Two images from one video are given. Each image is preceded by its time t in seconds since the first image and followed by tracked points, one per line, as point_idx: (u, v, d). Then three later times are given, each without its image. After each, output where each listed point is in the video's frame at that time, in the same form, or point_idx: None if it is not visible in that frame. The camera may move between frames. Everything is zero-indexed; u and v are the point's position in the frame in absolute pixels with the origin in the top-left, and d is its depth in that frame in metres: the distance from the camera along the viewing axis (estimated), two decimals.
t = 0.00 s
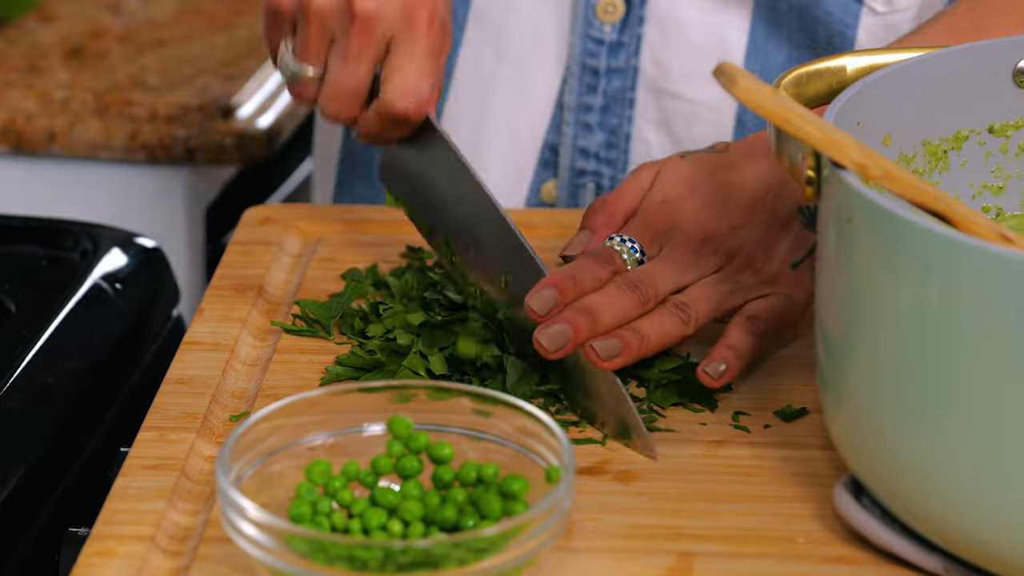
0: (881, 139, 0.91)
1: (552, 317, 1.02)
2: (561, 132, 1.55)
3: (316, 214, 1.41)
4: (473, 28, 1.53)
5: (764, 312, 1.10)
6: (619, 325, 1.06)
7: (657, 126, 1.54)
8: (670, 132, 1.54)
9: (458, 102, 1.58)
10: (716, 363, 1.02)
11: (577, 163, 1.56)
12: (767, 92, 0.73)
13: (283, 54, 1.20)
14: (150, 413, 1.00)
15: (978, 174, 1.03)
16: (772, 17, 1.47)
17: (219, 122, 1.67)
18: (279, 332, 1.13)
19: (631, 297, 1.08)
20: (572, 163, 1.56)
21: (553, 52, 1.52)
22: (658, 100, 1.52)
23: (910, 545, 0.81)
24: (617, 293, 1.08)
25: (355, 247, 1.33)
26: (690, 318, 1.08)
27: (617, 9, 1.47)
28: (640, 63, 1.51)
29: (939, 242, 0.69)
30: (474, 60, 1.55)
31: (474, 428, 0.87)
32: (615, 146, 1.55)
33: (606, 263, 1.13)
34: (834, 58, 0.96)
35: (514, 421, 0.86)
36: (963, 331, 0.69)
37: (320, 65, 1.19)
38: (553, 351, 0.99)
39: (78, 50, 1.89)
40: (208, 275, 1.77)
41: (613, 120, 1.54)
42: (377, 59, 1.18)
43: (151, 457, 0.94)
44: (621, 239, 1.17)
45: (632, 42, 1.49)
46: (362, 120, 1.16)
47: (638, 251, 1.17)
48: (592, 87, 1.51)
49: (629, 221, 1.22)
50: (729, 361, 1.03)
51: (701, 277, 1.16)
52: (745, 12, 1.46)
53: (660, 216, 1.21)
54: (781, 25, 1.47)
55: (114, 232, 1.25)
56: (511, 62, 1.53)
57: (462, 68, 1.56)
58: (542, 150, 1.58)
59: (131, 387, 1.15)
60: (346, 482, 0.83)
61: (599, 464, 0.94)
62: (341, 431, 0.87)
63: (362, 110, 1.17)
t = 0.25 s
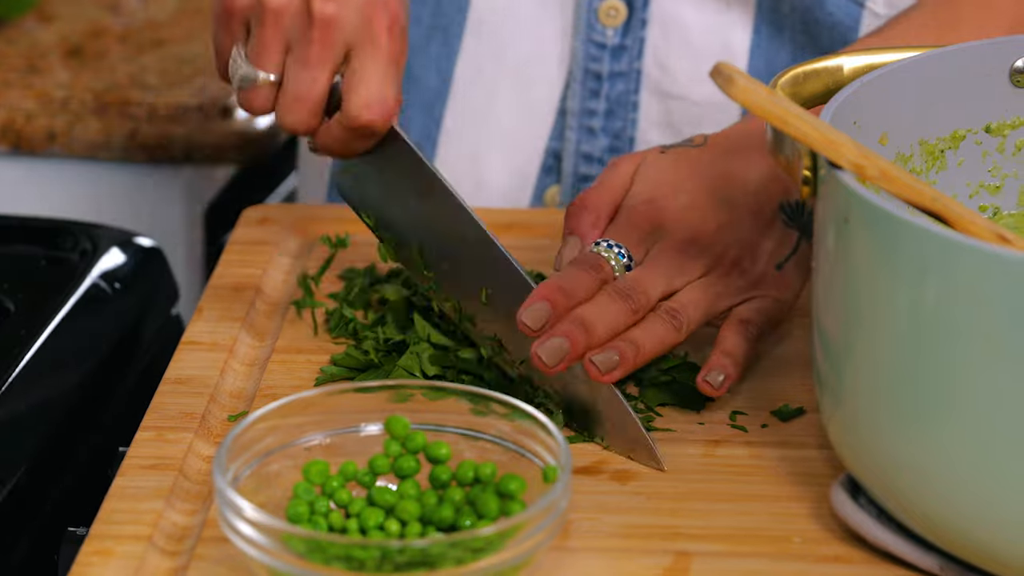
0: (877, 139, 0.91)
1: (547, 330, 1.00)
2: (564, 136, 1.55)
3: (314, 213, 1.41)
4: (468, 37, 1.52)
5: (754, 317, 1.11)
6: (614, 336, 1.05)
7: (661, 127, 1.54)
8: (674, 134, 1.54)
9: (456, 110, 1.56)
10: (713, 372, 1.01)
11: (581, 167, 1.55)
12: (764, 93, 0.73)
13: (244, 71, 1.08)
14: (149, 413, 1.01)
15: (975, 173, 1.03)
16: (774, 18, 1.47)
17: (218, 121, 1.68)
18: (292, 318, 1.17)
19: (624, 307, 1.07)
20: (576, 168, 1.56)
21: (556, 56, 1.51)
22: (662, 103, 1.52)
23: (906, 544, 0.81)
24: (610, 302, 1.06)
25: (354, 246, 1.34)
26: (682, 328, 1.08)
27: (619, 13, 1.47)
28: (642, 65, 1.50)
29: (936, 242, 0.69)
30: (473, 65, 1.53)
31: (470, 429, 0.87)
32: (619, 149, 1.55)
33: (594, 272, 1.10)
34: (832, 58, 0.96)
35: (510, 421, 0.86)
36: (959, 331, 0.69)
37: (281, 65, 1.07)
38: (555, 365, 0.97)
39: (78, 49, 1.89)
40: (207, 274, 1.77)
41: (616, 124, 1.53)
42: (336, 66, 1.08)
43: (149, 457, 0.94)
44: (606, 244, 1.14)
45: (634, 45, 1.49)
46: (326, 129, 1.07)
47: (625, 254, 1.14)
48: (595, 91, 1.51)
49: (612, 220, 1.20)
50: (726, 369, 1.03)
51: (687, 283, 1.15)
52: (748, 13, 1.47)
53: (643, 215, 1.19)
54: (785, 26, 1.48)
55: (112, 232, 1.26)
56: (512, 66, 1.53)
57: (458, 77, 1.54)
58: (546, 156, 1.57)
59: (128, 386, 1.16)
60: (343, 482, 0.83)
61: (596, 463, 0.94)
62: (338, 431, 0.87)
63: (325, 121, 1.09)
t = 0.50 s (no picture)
0: (879, 137, 0.91)
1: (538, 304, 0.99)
2: (573, 135, 1.54)
3: (316, 213, 1.41)
4: (480, 30, 1.51)
5: (755, 326, 1.09)
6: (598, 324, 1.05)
7: (670, 127, 1.52)
8: (684, 135, 1.52)
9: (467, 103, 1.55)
10: (700, 373, 1.01)
11: (590, 166, 1.54)
12: (766, 92, 0.73)
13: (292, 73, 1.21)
14: (150, 412, 1.01)
15: (977, 172, 1.03)
16: (780, 17, 1.46)
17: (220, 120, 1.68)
18: (266, 337, 1.13)
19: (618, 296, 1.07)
20: (585, 166, 1.55)
21: (564, 55, 1.51)
22: (669, 102, 1.51)
23: (908, 543, 0.81)
24: (603, 291, 1.07)
25: (355, 245, 1.33)
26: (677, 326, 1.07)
27: (627, 11, 1.46)
28: (650, 64, 1.49)
29: (937, 242, 0.69)
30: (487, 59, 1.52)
31: (473, 428, 0.87)
32: (627, 149, 1.54)
33: (595, 262, 1.13)
34: (834, 56, 0.96)
35: (513, 420, 0.86)
36: (960, 330, 0.69)
37: (328, 83, 1.19)
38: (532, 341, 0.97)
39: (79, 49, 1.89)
40: (208, 273, 1.77)
41: (625, 123, 1.52)
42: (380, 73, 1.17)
43: (151, 456, 0.94)
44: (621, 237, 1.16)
45: (642, 43, 1.48)
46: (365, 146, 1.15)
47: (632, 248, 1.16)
48: (602, 89, 1.50)
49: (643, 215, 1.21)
50: (714, 372, 1.02)
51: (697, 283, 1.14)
52: (754, 12, 1.46)
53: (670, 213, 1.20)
54: (790, 23, 1.46)
55: (114, 232, 1.26)
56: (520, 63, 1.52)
57: (469, 72, 1.53)
58: (555, 154, 1.56)
59: (131, 385, 1.16)
60: (345, 481, 0.83)
61: (598, 463, 0.94)
62: (340, 430, 0.87)
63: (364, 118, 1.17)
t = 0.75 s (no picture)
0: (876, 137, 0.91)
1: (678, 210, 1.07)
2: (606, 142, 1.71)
3: (314, 214, 1.41)
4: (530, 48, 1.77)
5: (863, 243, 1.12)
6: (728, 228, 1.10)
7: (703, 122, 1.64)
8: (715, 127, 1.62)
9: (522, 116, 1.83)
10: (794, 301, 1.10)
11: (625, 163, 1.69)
12: (763, 93, 0.73)
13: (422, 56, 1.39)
14: (146, 414, 1.00)
15: (975, 172, 1.03)
16: (810, 19, 1.59)
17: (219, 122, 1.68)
18: (263, 339, 1.13)
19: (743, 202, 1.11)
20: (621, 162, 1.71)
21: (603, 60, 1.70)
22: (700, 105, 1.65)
23: (905, 543, 0.81)
24: (730, 197, 1.10)
25: (353, 246, 1.33)
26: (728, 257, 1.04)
27: (655, 19, 1.61)
28: (679, 71, 1.64)
29: (934, 241, 0.69)
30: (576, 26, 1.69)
31: (471, 430, 0.87)
32: (657, 153, 1.70)
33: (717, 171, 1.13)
34: (831, 56, 0.96)
35: (509, 421, 0.85)
36: (957, 330, 0.69)
37: (455, 60, 1.36)
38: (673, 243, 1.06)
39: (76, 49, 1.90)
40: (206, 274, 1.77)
41: (653, 129, 1.68)
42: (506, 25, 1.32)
43: (146, 459, 0.94)
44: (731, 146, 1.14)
45: (670, 50, 1.63)
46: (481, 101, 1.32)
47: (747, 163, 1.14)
48: (632, 96, 1.67)
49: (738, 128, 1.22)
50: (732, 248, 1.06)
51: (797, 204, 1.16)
52: (782, 17, 1.60)
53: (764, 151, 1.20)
54: (821, 28, 1.59)
55: (111, 234, 1.25)
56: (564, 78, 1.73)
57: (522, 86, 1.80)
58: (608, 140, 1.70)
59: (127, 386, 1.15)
60: (341, 483, 0.83)
61: (595, 464, 0.94)
62: (335, 432, 0.87)
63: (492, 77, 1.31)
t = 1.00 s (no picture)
0: (878, 138, 0.91)
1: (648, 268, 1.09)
2: (615, 136, 1.56)
3: (315, 215, 1.41)
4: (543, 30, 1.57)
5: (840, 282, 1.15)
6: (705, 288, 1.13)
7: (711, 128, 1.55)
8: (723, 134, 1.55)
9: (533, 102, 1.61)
10: (790, 330, 1.09)
11: (631, 165, 1.56)
12: (765, 93, 0.73)
13: (363, 71, 1.21)
14: (148, 415, 1.00)
15: (977, 172, 1.03)
16: (823, 18, 1.47)
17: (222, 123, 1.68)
18: (264, 340, 1.13)
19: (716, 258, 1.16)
20: (627, 166, 1.57)
21: (613, 50, 1.52)
22: (711, 101, 1.52)
23: (905, 543, 0.81)
24: (704, 254, 1.15)
25: (354, 247, 1.34)
26: (710, 314, 1.06)
27: (669, 13, 1.48)
28: (691, 65, 1.51)
29: (934, 241, 0.69)
30: (549, 57, 1.57)
31: (473, 430, 0.87)
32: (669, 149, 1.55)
33: (688, 228, 1.20)
34: (832, 57, 0.96)
35: (511, 421, 0.85)
36: (958, 330, 0.69)
37: (394, 68, 1.20)
38: (649, 305, 1.07)
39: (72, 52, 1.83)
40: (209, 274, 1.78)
41: (665, 123, 1.54)
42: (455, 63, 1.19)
43: (148, 460, 0.94)
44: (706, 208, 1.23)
45: (683, 45, 1.50)
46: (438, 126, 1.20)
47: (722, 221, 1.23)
48: (644, 90, 1.52)
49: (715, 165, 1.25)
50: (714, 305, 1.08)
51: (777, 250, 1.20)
52: (795, 13, 1.47)
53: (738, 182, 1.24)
54: (833, 24, 1.48)
55: (114, 234, 1.26)
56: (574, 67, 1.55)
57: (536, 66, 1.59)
58: (598, 155, 1.58)
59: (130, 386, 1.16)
60: (343, 484, 0.83)
61: (596, 465, 0.94)
62: (337, 432, 0.87)
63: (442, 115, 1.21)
